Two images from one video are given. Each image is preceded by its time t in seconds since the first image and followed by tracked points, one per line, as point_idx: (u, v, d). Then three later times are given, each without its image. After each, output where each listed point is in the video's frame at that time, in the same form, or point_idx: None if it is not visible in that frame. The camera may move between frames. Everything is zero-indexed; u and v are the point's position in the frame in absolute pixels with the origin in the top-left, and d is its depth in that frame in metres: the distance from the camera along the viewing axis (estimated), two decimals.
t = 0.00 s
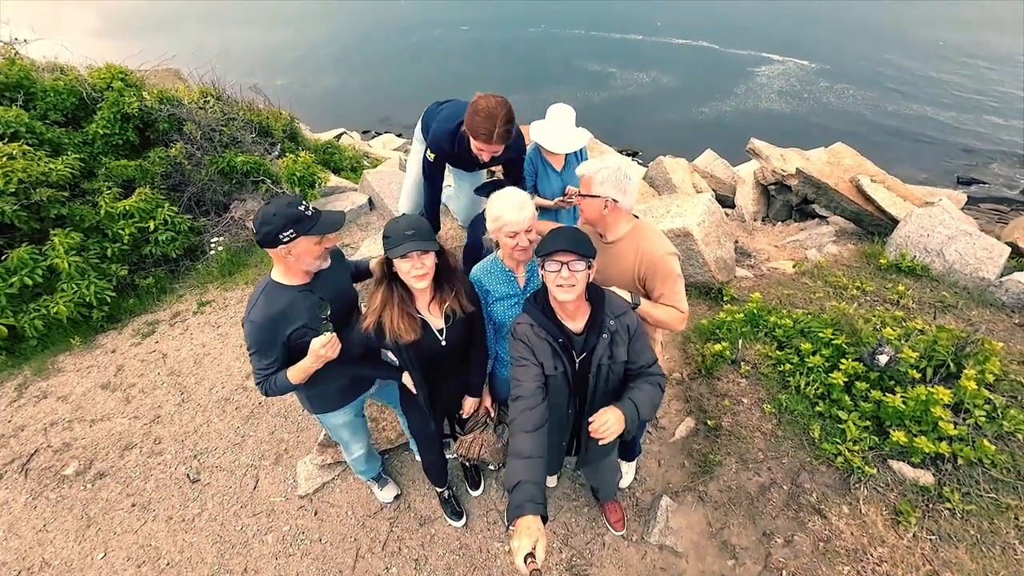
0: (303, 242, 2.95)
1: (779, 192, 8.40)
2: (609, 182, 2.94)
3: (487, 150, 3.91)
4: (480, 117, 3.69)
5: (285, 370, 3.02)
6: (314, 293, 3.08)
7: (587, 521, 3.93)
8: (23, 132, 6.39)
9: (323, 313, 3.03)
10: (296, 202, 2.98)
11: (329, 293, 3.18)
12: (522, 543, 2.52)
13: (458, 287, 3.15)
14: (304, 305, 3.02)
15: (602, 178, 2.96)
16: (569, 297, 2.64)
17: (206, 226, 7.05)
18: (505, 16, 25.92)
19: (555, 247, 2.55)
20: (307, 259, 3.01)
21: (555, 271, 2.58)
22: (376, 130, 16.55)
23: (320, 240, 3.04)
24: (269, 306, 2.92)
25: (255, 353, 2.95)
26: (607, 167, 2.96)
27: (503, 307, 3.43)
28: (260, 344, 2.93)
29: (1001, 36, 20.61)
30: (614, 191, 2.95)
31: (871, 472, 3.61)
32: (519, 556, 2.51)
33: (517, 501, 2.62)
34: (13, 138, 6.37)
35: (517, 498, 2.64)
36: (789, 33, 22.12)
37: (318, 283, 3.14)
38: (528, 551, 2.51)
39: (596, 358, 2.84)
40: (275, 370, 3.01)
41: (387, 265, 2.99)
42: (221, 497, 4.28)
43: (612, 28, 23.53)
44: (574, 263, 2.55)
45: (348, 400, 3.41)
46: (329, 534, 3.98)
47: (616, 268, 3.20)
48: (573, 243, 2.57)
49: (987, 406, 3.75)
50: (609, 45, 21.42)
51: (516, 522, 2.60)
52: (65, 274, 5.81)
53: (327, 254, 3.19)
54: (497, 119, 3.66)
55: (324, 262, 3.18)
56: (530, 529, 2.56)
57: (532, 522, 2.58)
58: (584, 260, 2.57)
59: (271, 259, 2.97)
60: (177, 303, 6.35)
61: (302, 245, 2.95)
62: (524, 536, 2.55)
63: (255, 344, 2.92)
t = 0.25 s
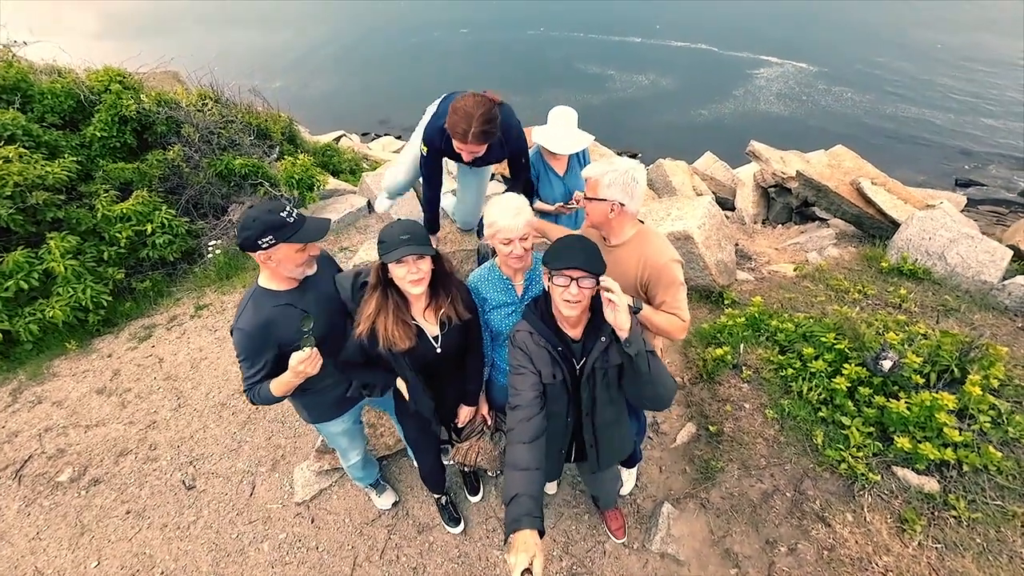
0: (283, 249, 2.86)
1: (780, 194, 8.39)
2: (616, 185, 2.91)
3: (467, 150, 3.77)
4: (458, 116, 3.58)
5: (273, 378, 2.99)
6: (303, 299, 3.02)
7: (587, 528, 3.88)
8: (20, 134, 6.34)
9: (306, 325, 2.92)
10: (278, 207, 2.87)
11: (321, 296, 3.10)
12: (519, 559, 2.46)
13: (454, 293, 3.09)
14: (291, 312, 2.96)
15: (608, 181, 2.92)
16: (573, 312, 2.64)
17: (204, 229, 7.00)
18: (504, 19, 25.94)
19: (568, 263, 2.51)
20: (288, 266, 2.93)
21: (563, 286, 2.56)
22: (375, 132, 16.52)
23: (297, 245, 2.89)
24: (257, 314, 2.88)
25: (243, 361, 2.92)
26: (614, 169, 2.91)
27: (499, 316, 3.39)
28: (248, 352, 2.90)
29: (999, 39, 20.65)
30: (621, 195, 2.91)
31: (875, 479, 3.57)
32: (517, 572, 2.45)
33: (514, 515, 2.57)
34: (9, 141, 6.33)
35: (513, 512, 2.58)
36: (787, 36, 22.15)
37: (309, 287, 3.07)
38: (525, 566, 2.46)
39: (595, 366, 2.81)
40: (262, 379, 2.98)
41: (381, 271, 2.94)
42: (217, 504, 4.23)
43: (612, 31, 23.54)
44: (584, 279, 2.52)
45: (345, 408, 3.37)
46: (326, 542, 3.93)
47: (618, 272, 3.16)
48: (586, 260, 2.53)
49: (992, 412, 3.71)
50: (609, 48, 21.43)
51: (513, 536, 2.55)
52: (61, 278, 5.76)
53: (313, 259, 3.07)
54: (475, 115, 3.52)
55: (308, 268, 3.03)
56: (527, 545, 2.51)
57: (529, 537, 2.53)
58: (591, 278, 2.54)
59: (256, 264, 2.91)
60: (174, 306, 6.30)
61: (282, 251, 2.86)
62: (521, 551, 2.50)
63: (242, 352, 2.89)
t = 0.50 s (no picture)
0: (274, 248, 2.86)
1: (779, 195, 8.42)
2: (615, 182, 2.90)
3: (481, 152, 3.74)
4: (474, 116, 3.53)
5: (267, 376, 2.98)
6: (296, 296, 3.03)
7: (587, 527, 3.88)
8: (21, 136, 6.35)
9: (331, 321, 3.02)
10: (271, 205, 2.88)
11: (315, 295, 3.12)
12: (513, 557, 2.43)
13: (452, 292, 3.11)
14: (284, 310, 2.97)
15: (608, 179, 2.90)
16: (572, 319, 2.66)
17: (204, 230, 7.01)
18: (503, 22, 26.01)
19: (568, 274, 2.51)
20: (278, 265, 2.91)
21: (563, 294, 2.56)
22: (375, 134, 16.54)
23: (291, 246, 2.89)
24: (251, 312, 2.89)
25: (238, 360, 2.91)
26: (613, 167, 2.91)
27: (497, 314, 3.40)
28: (243, 350, 2.89)
29: (997, 41, 20.73)
30: (620, 192, 2.91)
31: (875, 477, 3.57)
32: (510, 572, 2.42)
33: (507, 514, 2.54)
34: (9, 142, 6.34)
35: (507, 511, 2.56)
36: (786, 38, 22.22)
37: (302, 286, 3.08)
38: (519, 565, 2.42)
39: (591, 365, 2.81)
40: (256, 377, 2.96)
41: (380, 271, 2.95)
42: (216, 503, 4.22)
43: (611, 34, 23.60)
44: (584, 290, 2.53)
45: (343, 407, 3.37)
46: (325, 540, 3.92)
47: (617, 269, 3.16)
48: (587, 268, 2.53)
49: (991, 409, 3.71)
50: (608, 50, 21.49)
51: (507, 535, 2.52)
52: (61, 278, 5.76)
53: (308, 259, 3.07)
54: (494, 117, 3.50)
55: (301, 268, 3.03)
56: (520, 543, 2.47)
57: (523, 536, 2.49)
58: (591, 288, 2.54)
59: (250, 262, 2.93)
60: (174, 307, 6.30)
61: (271, 250, 2.86)
62: (515, 550, 2.46)
63: (236, 350, 2.88)
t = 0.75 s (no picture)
0: (265, 245, 2.94)
1: (776, 196, 8.53)
2: (617, 177, 2.95)
3: (503, 141, 3.85)
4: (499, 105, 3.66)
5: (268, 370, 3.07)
6: (296, 292, 3.09)
7: (585, 520, 3.92)
8: (25, 137, 6.43)
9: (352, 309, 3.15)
10: (265, 203, 2.97)
11: (317, 290, 3.17)
12: (513, 540, 2.52)
13: (454, 284, 3.15)
14: (283, 305, 3.04)
15: (610, 174, 2.96)
16: (570, 307, 2.72)
17: (206, 230, 7.07)
18: (503, 27, 26.19)
19: (563, 261, 2.57)
20: (272, 261, 2.98)
21: (557, 282, 2.65)
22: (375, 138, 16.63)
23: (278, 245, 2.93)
24: (252, 307, 2.96)
25: (240, 353, 3.00)
26: (616, 162, 2.96)
27: (496, 307, 3.43)
28: (245, 344, 2.97)
29: (992, 46, 20.92)
30: (623, 187, 2.97)
31: (868, 468, 3.62)
32: (510, 555, 2.51)
33: (508, 499, 2.63)
34: (14, 143, 6.41)
35: (507, 496, 2.64)
36: (783, 43, 22.39)
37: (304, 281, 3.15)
38: (519, 548, 2.51)
39: (587, 356, 2.89)
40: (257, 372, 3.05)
41: (385, 263, 3.03)
42: (219, 498, 4.27)
43: (609, 38, 23.75)
44: (580, 275, 2.62)
45: (346, 400, 3.42)
46: (326, 533, 3.96)
47: (616, 263, 3.22)
48: (580, 255, 2.60)
49: (984, 402, 3.76)
50: (606, 55, 21.64)
51: (506, 519, 2.61)
52: (65, 277, 5.82)
53: (303, 258, 3.10)
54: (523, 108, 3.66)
55: (295, 267, 3.06)
56: (520, 527, 2.55)
57: (523, 519, 2.58)
58: (586, 271, 2.63)
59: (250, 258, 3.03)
60: (176, 306, 6.35)
61: (262, 246, 2.94)
62: (515, 532, 2.55)
63: (237, 344, 2.98)
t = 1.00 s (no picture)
0: (278, 248, 3.01)
1: (777, 200, 8.61)
2: (622, 180, 3.01)
3: (513, 132, 4.04)
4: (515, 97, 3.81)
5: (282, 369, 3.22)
6: (308, 294, 3.17)
7: (588, 520, 3.95)
8: (31, 141, 6.47)
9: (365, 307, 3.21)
10: (280, 206, 3.07)
11: (330, 291, 3.23)
12: (527, 527, 2.58)
13: (461, 287, 3.18)
14: (296, 307, 3.12)
15: (614, 177, 3.02)
16: (574, 296, 2.75)
17: (210, 234, 7.12)
18: (503, 32, 26.34)
19: (559, 250, 2.64)
20: (285, 263, 3.06)
21: (560, 272, 2.70)
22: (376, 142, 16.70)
23: (292, 248, 3.01)
24: (265, 308, 3.07)
25: (253, 352, 3.12)
26: (621, 165, 3.02)
27: (504, 307, 3.46)
28: (257, 344, 3.09)
29: (988, 52, 21.08)
30: (627, 190, 3.03)
31: (869, 468, 3.65)
32: (524, 541, 2.57)
33: (519, 488, 2.67)
34: (20, 147, 6.46)
35: (518, 486, 2.68)
36: (781, 48, 22.54)
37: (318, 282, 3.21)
38: (532, 535, 2.57)
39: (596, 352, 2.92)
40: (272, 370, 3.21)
41: (393, 266, 3.07)
42: (223, 499, 4.29)
43: (609, 43, 23.89)
44: (580, 266, 2.67)
45: (354, 402, 3.48)
46: (331, 534, 3.99)
47: (620, 264, 3.26)
48: (579, 246, 2.67)
49: (982, 403, 3.80)
50: (606, 60, 21.77)
51: (519, 507, 2.65)
52: (70, 280, 5.86)
53: (317, 261, 3.16)
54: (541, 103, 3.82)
55: (309, 270, 3.14)
56: (533, 515, 2.61)
57: (536, 508, 2.63)
58: (586, 262, 2.68)
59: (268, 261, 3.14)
60: (180, 308, 6.38)
61: (276, 249, 3.02)
62: (528, 521, 2.60)
63: (251, 345, 3.10)
